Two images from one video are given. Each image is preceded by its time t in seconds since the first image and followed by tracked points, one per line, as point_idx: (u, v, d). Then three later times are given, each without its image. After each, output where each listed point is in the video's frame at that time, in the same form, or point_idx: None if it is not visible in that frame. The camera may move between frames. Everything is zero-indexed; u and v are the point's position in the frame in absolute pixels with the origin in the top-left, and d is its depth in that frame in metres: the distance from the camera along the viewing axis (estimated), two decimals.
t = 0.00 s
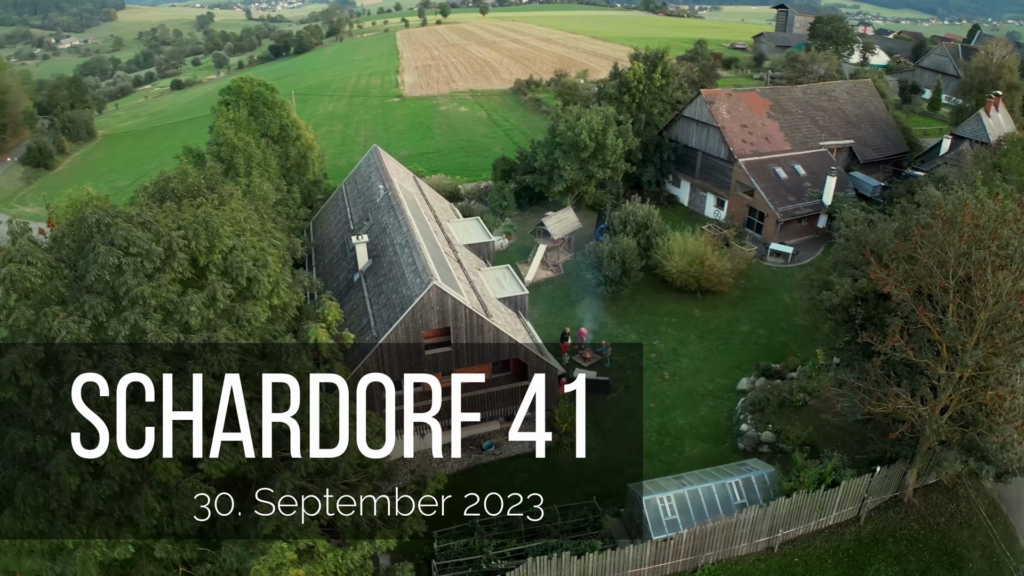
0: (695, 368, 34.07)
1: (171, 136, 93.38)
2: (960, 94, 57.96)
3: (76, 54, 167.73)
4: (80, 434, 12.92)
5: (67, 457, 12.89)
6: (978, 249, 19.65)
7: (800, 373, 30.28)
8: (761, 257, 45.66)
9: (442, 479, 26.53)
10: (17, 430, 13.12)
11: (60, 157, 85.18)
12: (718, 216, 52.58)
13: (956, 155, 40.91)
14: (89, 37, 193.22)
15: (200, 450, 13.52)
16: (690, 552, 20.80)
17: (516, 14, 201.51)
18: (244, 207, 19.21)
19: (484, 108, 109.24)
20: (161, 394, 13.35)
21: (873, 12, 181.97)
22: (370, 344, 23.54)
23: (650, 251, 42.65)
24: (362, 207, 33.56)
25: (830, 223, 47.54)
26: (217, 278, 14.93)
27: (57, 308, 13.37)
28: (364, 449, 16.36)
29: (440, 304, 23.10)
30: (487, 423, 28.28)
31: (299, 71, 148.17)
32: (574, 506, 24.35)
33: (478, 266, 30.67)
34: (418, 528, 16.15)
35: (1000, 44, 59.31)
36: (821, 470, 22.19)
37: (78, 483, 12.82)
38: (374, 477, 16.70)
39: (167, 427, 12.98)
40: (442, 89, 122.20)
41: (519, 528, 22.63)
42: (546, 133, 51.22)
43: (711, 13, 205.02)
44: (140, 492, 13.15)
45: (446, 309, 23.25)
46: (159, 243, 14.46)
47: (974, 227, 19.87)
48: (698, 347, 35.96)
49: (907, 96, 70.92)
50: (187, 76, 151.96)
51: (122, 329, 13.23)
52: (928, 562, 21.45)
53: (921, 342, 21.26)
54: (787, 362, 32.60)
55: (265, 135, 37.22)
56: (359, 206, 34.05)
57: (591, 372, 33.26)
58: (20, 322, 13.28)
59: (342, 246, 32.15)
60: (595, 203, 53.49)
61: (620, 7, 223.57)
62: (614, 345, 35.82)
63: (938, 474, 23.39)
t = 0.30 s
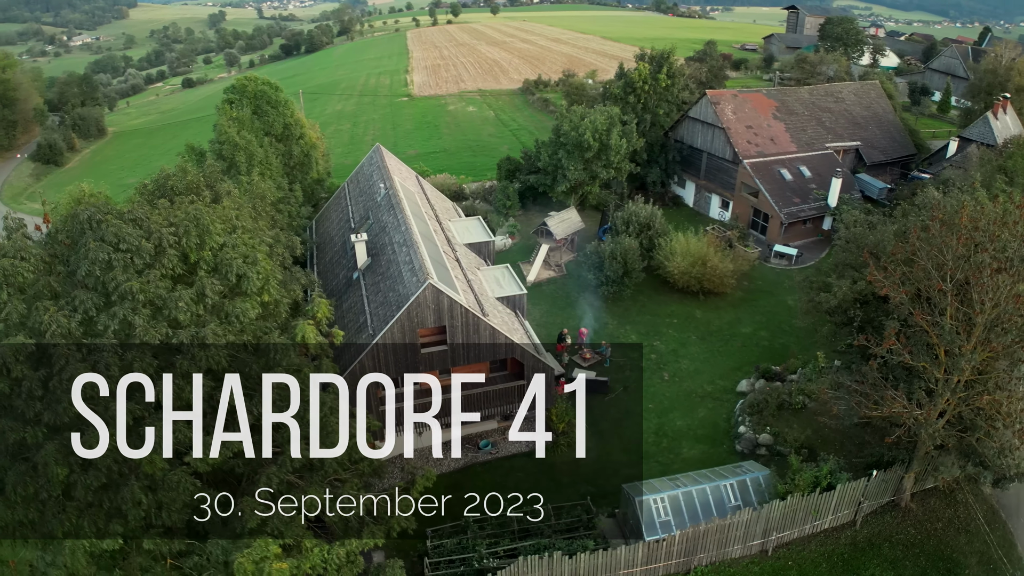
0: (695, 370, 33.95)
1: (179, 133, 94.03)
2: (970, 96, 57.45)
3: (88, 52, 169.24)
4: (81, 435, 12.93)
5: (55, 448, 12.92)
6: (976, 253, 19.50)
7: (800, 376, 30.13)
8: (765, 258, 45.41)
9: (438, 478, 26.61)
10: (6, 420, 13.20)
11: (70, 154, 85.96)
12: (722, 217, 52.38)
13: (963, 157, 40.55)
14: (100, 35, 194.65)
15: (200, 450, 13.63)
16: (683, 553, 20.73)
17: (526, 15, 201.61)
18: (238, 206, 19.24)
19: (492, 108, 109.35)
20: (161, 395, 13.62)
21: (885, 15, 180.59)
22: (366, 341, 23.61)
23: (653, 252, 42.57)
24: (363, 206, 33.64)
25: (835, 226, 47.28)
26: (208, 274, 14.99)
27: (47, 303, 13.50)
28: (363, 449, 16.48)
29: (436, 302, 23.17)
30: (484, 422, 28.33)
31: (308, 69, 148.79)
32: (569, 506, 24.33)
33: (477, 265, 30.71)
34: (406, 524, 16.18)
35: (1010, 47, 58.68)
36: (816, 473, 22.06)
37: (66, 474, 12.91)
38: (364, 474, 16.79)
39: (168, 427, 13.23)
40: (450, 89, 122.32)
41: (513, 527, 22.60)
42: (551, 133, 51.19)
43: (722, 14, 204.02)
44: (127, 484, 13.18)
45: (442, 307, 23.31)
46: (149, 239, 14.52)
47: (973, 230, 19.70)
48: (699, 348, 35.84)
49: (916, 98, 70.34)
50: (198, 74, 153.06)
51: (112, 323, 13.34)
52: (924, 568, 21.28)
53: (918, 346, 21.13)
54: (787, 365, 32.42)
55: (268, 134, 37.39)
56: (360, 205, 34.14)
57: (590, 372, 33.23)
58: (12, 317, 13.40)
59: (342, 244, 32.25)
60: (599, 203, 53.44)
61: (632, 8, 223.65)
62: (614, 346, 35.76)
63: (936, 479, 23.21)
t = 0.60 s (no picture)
0: (695, 371, 33.82)
1: (189, 131, 94.67)
2: (979, 99, 56.87)
3: (100, 49, 170.70)
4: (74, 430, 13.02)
5: (44, 440, 13.07)
6: (974, 256, 19.33)
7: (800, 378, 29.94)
8: (769, 260, 45.14)
9: (434, 476, 26.67)
10: None
11: (81, 151, 86.73)
12: (727, 218, 52.15)
13: (970, 160, 40.14)
14: (113, 33, 196.20)
15: (199, 450, 13.79)
16: (675, 555, 20.68)
17: (536, 15, 201.38)
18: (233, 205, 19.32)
19: (500, 108, 109.35)
20: (156, 391, 13.83)
21: (898, 17, 178.94)
22: (362, 339, 23.72)
23: (655, 253, 42.45)
24: (364, 204, 33.74)
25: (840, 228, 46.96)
26: (198, 271, 15.08)
27: (39, 297, 13.67)
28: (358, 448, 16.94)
29: (431, 301, 23.25)
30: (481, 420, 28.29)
31: (319, 68, 149.43)
32: (563, 506, 24.29)
33: (476, 265, 30.72)
34: (394, 522, 16.20)
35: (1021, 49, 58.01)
36: (812, 476, 21.94)
37: (55, 465, 13.06)
38: (354, 470, 16.87)
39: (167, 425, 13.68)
40: (459, 88, 122.45)
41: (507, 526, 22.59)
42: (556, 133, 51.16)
43: (733, 15, 202.89)
44: (114, 477, 13.14)
45: (438, 306, 23.36)
46: (140, 236, 14.62)
47: (971, 233, 19.53)
48: (699, 350, 35.69)
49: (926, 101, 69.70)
50: (210, 72, 154.09)
51: (102, 318, 13.49)
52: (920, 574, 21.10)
53: (916, 349, 20.97)
54: (788, 367, 32.20)
55: (272, 132, 37.54)
56: (362, 204, 34.25)
57: (589, 372, 33.18)
58: (5, 311, 13.57)
59: (343, 243, 32.39)
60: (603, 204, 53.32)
61: (643, 8, 222.89)
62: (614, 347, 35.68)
63: (934, 484, 23.02)
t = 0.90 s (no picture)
0: (695, 373, 33.70)
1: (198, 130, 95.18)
2: (989, 101, 56.31)
3: (112, 47, 172.06)
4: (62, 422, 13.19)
5: (34, 431, 13.31)
6: (971, 259, 19.15)
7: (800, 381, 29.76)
8: (773, 262, 44.87)
9: (430, 474, 26.79)
10: None
11: (91, 148, 87.45)
12: (733, 220, 51.92)
13: (977, 162, 39.76)
14: (125, 30, 197.70)
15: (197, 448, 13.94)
16: (668, 557, 20.60)
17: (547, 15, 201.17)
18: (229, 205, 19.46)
19: (509, 108, 109.36)
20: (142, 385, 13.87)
21: (912, 19, 177.25)
22: (359, 337, 23.86)
23: (658, 253, 42.33)
24: (366, 203, 33.86)
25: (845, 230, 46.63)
26: (189, 267, 15.18)
27: (32, 292, 13.87)
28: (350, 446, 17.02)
29: (427, 300, 23.38)
30: (478, 419, 28.32)
31: (329, 67, 150.04)
32: (557, 506, 24.27)
33: (476, 264, 30.75)
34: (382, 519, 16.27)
35: None
36: (807, 479, 21.83)
37: (44, 456, 13.28)
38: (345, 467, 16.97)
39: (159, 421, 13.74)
40: (468, 88, 122.49)
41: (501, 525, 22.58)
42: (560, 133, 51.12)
43: (745, 17, 201.78)
44: (102, 468, 13.32)
45: (434, 304, 23.49)
46: (132, 232, 14.69)
47: (969, 236, 19.34)
48: (700, 352, 35.55)
49: (937, 103, 69.06)
50: (221, 71, 154.99)
51: (93, 313, 13.68)
52: None
53: (912, 353, 20.82)
54: (789, 370, 32.00)
55: (275, 131, 37.73)
56: (363, 202, 34.38)
57: (589, 372, 33.14)
58: None
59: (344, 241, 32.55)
60: (607, 204, 53.21)
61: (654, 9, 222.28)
62: (615, 348, 35.62)
63: (931, 489, 22.83)
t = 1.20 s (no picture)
0: (695, 374, 33.60)
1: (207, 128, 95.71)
2: (999, 104, 55.71)
3: (124, 45, 173.49)
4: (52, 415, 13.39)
5: (25, 424, 13.52)
6: (968, 263, 18.98)
7: (800, 384, 29.60)
8: (777, 264, 44.63)
9: (427, 472, 26.90)
10: None
11: (102, 145, 88.22)
12: (738, 221, 51.70)
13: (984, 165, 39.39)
14: (137, 28, 199.27)
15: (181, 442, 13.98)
16: (660, 559, 20.54)
17: (557, 15, 200.85)
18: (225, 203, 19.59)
19: (517, 108, 109.32)
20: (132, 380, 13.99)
21: (925, 21, 175.48)
22: (355, 335, 23.96)
23: (661, 254, 42.23)
24: (367, 202, 33.95)
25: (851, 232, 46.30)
26: (181, 265, 15.27)
27: (25, 287, 14.07)
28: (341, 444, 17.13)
29: (423, 299, 23.47)
30: (474, 418, 28.36)
31: (339, 66, 150.45)
32: (551, 506, 24.29)
33: (475, 264, 30.80)
34: (371, 516, 16.36)
35: None
36: (802, 483, 21.73)
37: (34, 448, 13.49)
38: (336, 464, 17.08)
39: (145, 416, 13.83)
40: (477, 88, 122.50)
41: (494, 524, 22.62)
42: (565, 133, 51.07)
43: (757, 18, 200.62)
44: (91, 461, 13.53)
45: (430, 303, 23.59)
46: (124, 230, 14.79)
47: (967, 240, 19.18)
48: (701, 353, 35.43)
49: (947, 105, 68.35)
50: (232, 69, 155.96)
51: (83, 309, 13.85)
52: None
53: (909, 357, 20.67)
54: (789, 373, 31.81)
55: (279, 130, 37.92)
56: (365, 200, 34.48)
57: (588, 373, 33.11)
58: None
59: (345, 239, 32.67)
60: (612, 205, 53.10)
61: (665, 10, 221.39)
62: (615, 349, 35.56)
63: (928, 494, 22.67)
